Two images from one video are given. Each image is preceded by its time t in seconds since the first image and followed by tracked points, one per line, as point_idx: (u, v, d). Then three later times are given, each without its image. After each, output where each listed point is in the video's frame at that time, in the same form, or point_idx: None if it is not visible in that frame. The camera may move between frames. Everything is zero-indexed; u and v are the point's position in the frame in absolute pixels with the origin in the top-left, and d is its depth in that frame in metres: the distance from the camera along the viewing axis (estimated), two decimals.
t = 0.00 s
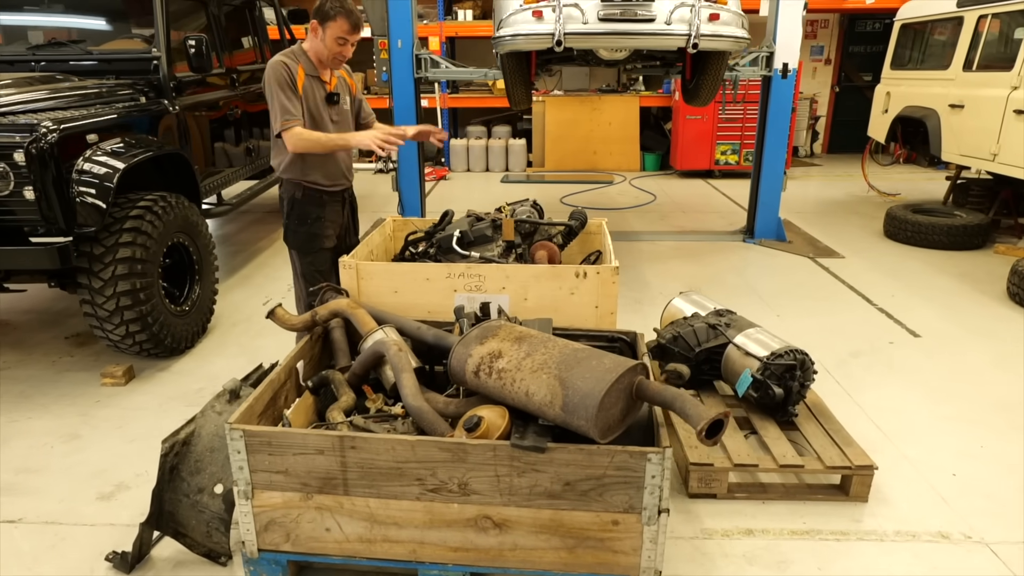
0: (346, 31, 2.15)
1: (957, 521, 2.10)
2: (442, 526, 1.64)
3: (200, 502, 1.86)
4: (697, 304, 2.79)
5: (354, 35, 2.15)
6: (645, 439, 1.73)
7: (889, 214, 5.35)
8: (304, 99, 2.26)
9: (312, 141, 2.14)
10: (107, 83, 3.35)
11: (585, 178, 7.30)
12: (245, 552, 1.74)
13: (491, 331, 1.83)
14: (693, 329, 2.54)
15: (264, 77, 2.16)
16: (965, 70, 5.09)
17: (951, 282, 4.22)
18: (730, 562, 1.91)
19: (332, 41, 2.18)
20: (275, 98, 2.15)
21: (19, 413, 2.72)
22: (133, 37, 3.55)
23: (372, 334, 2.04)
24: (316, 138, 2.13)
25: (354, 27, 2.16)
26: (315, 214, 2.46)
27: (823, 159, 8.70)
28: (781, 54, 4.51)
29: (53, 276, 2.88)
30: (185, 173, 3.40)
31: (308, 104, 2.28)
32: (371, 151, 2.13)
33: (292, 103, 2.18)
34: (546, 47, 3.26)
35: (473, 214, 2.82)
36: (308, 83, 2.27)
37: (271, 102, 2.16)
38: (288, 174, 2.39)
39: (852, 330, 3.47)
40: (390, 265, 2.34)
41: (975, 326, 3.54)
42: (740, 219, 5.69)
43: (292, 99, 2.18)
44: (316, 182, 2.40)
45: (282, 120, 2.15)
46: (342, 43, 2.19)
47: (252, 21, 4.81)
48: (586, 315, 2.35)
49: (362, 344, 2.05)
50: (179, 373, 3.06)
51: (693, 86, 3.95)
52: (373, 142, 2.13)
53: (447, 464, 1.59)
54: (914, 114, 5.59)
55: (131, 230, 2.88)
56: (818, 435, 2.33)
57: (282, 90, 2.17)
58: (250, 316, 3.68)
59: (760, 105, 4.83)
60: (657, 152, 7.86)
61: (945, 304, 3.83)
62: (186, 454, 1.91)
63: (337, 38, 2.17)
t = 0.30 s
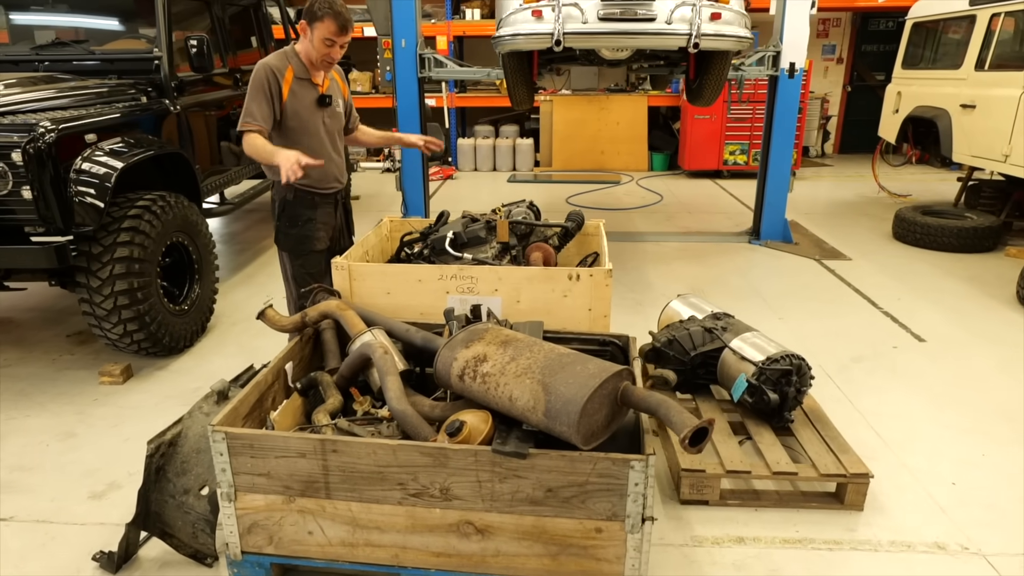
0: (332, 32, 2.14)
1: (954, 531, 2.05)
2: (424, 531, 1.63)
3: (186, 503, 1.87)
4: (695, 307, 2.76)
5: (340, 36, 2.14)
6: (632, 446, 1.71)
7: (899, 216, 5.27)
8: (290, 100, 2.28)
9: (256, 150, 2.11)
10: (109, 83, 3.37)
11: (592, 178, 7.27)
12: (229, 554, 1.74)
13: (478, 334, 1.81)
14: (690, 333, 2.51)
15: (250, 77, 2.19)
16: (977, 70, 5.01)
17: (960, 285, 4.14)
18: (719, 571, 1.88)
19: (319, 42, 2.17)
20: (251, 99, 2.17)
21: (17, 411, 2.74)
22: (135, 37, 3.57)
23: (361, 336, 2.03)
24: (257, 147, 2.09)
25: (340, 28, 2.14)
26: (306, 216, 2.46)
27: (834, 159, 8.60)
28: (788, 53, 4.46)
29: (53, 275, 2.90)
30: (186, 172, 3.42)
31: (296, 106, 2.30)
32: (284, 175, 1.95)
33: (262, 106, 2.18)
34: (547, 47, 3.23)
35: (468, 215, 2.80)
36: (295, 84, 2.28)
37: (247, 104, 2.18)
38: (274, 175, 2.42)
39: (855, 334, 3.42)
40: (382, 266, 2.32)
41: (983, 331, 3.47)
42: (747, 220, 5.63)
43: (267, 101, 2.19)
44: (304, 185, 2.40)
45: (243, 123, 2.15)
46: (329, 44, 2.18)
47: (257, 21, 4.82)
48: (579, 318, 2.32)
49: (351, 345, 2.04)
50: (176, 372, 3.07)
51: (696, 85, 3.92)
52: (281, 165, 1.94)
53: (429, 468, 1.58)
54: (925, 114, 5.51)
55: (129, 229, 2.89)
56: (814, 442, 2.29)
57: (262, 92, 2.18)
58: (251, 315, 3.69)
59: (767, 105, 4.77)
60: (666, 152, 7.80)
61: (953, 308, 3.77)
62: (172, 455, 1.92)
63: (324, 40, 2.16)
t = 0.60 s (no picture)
0: (324, 35, 2.15)
1: (952, 544, 2.03)
2: (408, 536, 1.63)
3: (176, 503, 1.90)
4: (692, 311, 2.74)
5: (331, 38, 2.14)
6: (619, 454, 1.70)
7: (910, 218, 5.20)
8: (285, 104, 2.31)
9: (257, 162, 2.21)
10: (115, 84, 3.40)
11: (600, 178, 7.24)
12: (216, 554, 1.75)
13: (466, 338, 1.81)
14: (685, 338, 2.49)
15: (246, 81, 2.23)
16: (991, 69, 4.93)
17: (970, 290, 4.08)
18: None
19: (311, 45, 2.18)
20: (247, 105, 2.22)
21: (20, 407, 2.78)
22: (141, 38, 3.59)
23: (352, 338, 2.03)
24: (259, 160, 2.20)
25: (331, 31, 2.15)
26: (299, 218, 2.48)
27: (847, 159, 8.50)
28: (796, 53, 4.41)
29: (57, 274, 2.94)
30: (189, 172, 3.44)
31: (291, 109, 2.33)
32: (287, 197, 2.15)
33: (259, 113, 2.24)
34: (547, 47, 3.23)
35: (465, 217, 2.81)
36: (291, 88, 2.31)
37: (243, 109, 2.23)
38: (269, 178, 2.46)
39: (860, 339, 3.38)
40: (376, 268, 2.33)
41: (991, 337, 3.42)
42: (755, 221, 5.58)
43: (263, 107, 2.24)
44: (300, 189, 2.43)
45: (243, 130, 2.22)
46: (321, 47, 2.19)
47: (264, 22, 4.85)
48: (573, 321, 2.31)
49: (342, 347, 2.04)
50: (177, 370, 3.10)
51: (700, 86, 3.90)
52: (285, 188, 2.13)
53: (413, 473, 1.58)
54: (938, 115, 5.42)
55: (132, 229, 2.92)
56: (810, 450, 2.26)
57: (257, 96, 2.22)
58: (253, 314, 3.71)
59: (774, 106, 4.73)
60: (675, 152, 7.75)
61: (961, 314, 3.71)
62: (164, 454, 1.92)
63: (316, 42, 2.17)
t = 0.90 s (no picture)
0: (321, 36, 2.17)
1: (953, 558, 1.99)
2: (396, 539, 1.64)
3: (172, 501, 1.90)
4: (692, 316, 2.73)
5: (328, 40, 2.16)
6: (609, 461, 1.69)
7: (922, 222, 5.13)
8: (284, 106, 2.33)
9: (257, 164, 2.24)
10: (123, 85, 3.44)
11: (609, 178, 7.22)
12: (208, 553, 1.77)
13: (457, 343, 1.81)
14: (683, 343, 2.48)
15: (245, 84, 2.25)
16: (1007, 71, 4.85)
17: (982, 296, 4.02)
18: None
19: (309, 47, 2.20)
20: (247, 107, 2.24)
21: (27, 403, 2.82)
22: (149, 40, 3.62)
23: (347, 341, 2.04)
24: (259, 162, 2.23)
25: (329, 33, 2.16)
26: (299, 219, 2.51)
27: (860, 161, 8.41)
28: (805, 55, 4.36)
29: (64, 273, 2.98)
30: (195, 173, 3.48)
31: (291, 112, 2.35)
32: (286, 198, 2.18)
33: (258, 115, 2.26)
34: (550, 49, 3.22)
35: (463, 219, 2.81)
36: (290, 91, 2.33)
37: (243, 112, 2.25)
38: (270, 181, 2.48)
39: (866, 346, 3.34)
40: (374, 271, 2.34)
41: (1001, 345, 3.37)
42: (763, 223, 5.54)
43: (262, 109, 2.26)
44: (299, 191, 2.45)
45: (242, 132, 2.25)
46: (318, 49, 2.20)
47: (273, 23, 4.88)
48: (569, 325, 2.31)
49: (336, 349, 2.05)
50: (182, 368, 3.13)
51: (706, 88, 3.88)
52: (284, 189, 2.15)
53: (400, 477, 1.59)
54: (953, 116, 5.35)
55: (137, 229, 2.95)
56: (808, 459, 2.24)
57: (257, 99, 2.25)
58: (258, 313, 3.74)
59: (783, 107, 4.68)
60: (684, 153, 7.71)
61: (972, 320, 3.66)
62: (160, 453, 1.95)
63: (314, 44, 2.19)
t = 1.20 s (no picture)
0: (320, 33, 2.19)
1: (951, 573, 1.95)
2: (382, 541, 1.65)
3: (167, 497, 1.92)
4: (694, 322, 2.71)
5: (328, 36, 2.18)
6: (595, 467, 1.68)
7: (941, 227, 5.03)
8: (287, 106, 2.36)
9: (263, 162, 2.26)
10: (136, 87, 3.50)
11: (623, 180, 7.18)
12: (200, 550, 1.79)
13: (447, 346, 1.82)
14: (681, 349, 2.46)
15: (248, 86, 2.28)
16: None
17: (999, 304, 3.93)
18: None
19: (309, 45, 2.22)
20: (250, 107, 2.27)
21: (38, 398, 2.89)
22: (162, 42, 3.68)
23: (341, 342, 2.06)
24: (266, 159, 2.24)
25: (328, 29, 2.19)
26: (304, 219, 2.54)
27: (881, 164, 8.27)
28: (820, 57, 4.29)
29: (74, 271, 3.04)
30: (205, 174, 3.53)
31: (294, 111, 2.38)
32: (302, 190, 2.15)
33: (262, 115, 2.28)
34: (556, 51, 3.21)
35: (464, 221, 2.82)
36: (293, 90, 2.36)
37: (247, 113, 2.28)
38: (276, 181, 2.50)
39: (875, 354, 3.29)
40: (372, 273, 2.35)
41: (1016, 355, 3.29)
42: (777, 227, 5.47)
43: (266, 109, 2.29)
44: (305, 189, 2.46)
45: (246, 132, 2.27)
46: (319, 46, 2.23)
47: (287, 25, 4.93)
48: (566, 329, 2.31)
49: (331, 350, 2.07)
50: (188, 366, 3.18)
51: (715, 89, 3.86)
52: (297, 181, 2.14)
53: (385, 480, 1.60)
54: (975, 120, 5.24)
55: (146, 228, 3.01)
56: (805, 469, 2.21)
57: (259, 100, 2.28)
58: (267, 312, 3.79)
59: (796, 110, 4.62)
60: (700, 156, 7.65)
61: (987, 329, 3.58)
62: (156, 449, 1.96)
63: (314, 42, 2.21)
